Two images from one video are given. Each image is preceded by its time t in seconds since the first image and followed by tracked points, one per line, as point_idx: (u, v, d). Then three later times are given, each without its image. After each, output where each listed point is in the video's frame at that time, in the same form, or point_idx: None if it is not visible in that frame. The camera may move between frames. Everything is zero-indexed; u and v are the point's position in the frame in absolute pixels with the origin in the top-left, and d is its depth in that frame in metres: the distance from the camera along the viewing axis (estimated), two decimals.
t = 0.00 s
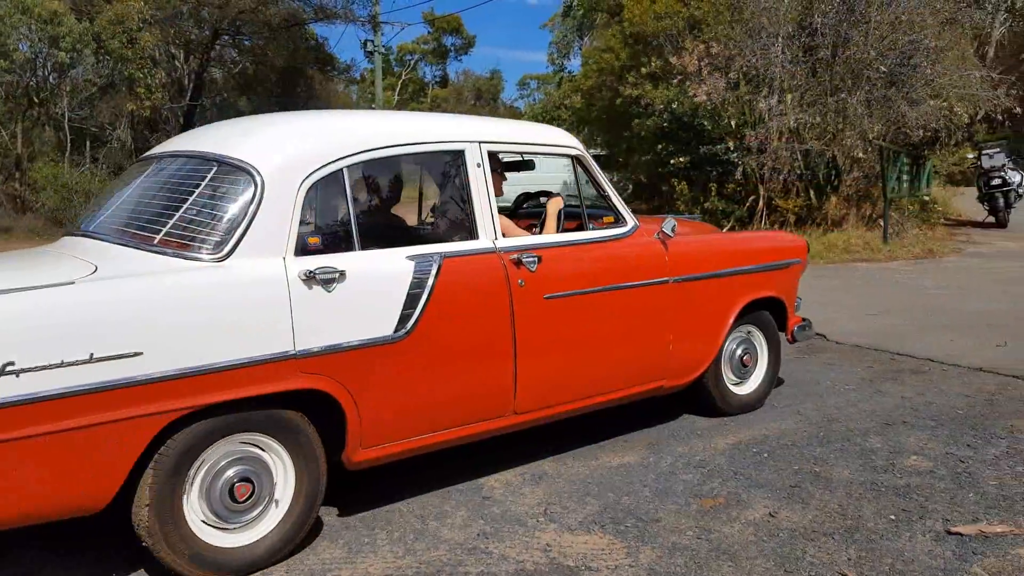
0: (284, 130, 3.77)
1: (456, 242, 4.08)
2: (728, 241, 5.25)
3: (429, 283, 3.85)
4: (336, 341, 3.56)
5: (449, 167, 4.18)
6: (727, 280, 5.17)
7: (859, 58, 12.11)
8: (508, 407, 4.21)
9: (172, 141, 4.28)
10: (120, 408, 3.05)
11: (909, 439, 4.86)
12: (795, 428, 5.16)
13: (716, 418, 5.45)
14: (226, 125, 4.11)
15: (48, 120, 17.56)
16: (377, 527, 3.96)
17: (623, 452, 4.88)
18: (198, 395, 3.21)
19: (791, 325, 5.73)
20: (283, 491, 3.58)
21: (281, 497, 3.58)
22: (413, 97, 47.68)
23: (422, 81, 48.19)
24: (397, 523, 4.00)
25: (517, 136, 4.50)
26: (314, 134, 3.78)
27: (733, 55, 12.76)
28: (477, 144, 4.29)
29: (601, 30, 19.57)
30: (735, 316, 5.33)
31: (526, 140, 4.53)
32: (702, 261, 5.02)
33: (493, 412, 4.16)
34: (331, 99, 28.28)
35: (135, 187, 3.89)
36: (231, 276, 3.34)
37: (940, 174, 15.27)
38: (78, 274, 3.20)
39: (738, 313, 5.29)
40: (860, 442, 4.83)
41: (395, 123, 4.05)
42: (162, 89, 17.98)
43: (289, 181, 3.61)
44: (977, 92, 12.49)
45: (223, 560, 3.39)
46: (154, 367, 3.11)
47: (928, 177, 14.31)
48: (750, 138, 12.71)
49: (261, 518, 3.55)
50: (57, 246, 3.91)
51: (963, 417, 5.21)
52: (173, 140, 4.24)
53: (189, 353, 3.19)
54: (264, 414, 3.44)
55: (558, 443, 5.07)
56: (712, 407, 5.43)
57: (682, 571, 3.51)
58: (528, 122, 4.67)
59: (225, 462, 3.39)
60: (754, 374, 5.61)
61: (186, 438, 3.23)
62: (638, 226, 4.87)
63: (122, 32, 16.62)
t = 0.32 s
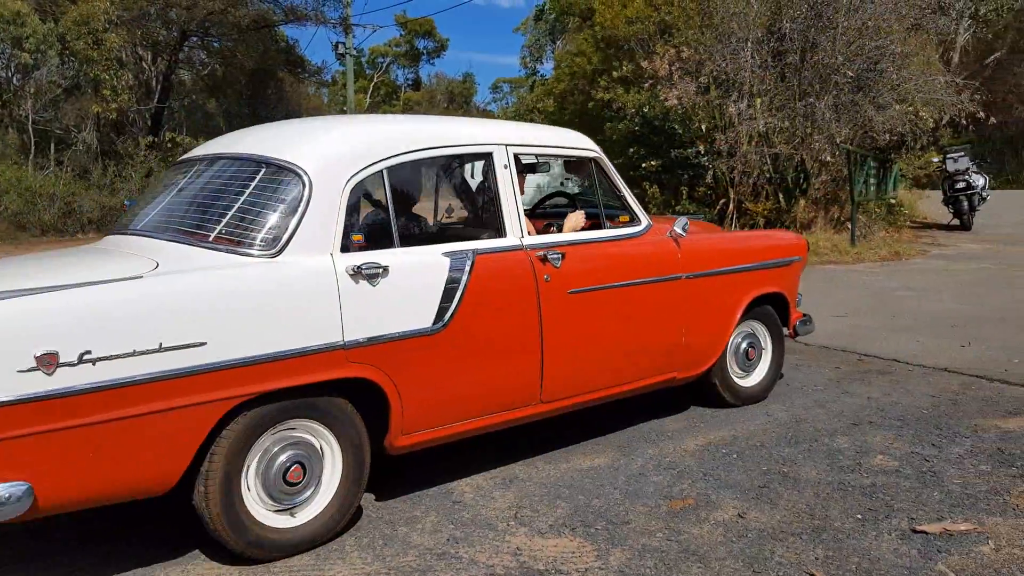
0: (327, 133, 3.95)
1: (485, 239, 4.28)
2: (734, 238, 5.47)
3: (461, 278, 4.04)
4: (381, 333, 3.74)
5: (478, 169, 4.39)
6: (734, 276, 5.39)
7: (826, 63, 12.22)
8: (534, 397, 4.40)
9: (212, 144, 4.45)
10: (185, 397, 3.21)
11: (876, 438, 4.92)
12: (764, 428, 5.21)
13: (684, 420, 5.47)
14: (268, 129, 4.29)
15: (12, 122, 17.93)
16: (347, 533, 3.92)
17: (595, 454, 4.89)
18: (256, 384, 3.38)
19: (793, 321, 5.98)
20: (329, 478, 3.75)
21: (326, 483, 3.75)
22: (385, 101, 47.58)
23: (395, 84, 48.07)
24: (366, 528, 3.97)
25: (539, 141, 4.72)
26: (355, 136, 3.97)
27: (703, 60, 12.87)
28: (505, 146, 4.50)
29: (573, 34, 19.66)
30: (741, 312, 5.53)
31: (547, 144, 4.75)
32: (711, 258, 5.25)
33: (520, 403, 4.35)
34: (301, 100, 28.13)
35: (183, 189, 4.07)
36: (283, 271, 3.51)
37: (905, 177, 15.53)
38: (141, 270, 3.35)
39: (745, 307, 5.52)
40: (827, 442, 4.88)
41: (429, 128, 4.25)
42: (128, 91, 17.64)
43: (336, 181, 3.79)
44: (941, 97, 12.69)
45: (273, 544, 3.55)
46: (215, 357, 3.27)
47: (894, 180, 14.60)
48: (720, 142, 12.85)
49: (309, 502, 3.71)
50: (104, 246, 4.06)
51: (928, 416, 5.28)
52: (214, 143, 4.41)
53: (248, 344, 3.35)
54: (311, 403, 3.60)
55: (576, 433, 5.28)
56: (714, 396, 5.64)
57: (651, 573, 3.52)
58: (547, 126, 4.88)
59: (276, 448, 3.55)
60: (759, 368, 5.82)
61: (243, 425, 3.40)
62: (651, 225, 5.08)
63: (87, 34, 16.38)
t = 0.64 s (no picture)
0: (368, 138, 4.20)
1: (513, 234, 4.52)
2: (745, 236, 5.66)
3: (494, 273, 4.25)
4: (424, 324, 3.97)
5: (506, 170, 4.61)
6: (745, 271, 5.59)
7: (794, 65, 12.32)
8: (558, 387, 4.61)
9: (252, 144, 4.68)
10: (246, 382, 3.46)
11: (843, 437, 4.96)
12: (733, 427, 5.23)
13: (654, 419, 5.47)
14: (311, 131, 4.53)
15: None
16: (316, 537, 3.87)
17: (565, 455, 4.88)
18: (311, 371, 3.63)
19: (797, 315, 6.20)
20: (377, 460, 3.98)
21: (373, 466, 3.98)
22: (355, 102, 47.34)
23: (365, 86, 47.84)
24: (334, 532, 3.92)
25: (562, 142, 4.96)
26: (394, 139, 4.22)
27: (672, 62, 13.06)
28: (530, 149, 4.72)
29: (543, 35, 19.71)
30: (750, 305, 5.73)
31: (571, 145, 4.99)
32: (724, 254, 5.45)
33: (546, 393, 4.57)
34: (269, 101, 27.92)
35: (228, 189, 4.30)
36: (332, 266, 3.74)
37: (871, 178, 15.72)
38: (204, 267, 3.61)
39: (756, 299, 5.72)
40: (796, 441, 4.91)
41: (460, 130, 4.50)
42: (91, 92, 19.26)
43: (378, 181, 4.03)
44: (906, 98, 12.84)
45: (324, 522, 3.78)
46: (275, 345, 3.52)
47: (861, 181, 14.86)
48: (689, 143, 12.98)
49: (357, 484, 3.94)
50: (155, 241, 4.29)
51: (895, 414, 5.34)
52: (254, 144, 4.63)
53: (304, 333, 3.60)
54: (359, 388, 3.84)
55: (595, 420, 5.50)
56: (722, 386, 5.82)
57: (621, 573, 3.51)
58: (569, 128, 5.11)
59: (327, 432, 3.78)
60: (764, 360, 6.00)
61: (298, 409, 3.65)
62: (665, 224, 5.28)
63: (50, 34, 18.05)
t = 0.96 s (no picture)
0: (430, 140, 4.50)
1: (559, 228, 4.79)
2: (769, 232, 5.91)
3: (546, 265, 4.54)
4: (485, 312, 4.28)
5: (553, 169, 4.88)
6: (771, 264, 5.85)
7: (772, 65, 12.39)
8: (601, 375, 4.89)
9: (315, 146, 5.00)
10: (330, 365, 3.76)
11: (822, 435, 4.98)
12: (713, 426, 5.25)
13: (635, 419, 5.48)
14: (374, 134, 4.84)
15: None
16: (294, 540, 3.83)
17: (546, 455, 4.86)
18: (388, 355, 3.92)
19: (817, 307, 6.44)
20: (444, 438, 4.27)
21: (439, 443, 4.27)
22: (335, 102, 47.13)
23: (345, 86, 47.61)
24: (313, 536, 3.87)
25: (603, 143, 5.25)
26: (452, 142, 4.51)
27: (651, 62, 13.13)
28: (574, 150, 5.01)
29: (523, 36, 19.70)
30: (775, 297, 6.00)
31: (613, 146, 5.28)
32: (752, 248, 5.72)
33: (591, 380, 4.85)
34: (248, 101, 27.74)
35: (297, 190, 4.62)
36: (405, 260, 4.04)
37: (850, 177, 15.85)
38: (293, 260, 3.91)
39: (781, 291, 5.99)
40: (776, 440, 4.93)
41: (512, 134, 4.79)
42: (68, 93, 19.40)
43: (441, 181, 4.33)
44: (884, 98, 12.92)
45: (398, 495, 4.08)
46: (358, 330, 3.82)
47: (839, 181, 15.01)
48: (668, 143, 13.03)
49: (426, 460, 4.23)
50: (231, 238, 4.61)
51: (874, 412, 5.37)
52: (317, 145, 4.96)
53: (382, 320, 3.90)
54: (424, 372, 4.13)
55: (631, 405, 5.81)
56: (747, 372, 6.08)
57: (603, 573, 3.50)
58: (607, 131, 5.38)
59: (398, 412, 4.08)
60: (789, 351, 6.26)
61: (375, 391, 3.95)
62: (696, 220, 5.55)
63: (26, 34, 18.09)
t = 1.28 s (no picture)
0: (492, 144, 4.84)
1: (611, 222, 5.08)
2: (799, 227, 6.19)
3: (599, 257, 4.84)
4: (548, 299, 4.60)
5: (603, 169, 5.17)
6: (800, 257, 6.14)
7: (754, 66, 12.46)
8: (647, 361, 5.19)
9: (383, 148, 5.36)
10: (414, 348, 4.09)
11: (804, 433, 5.00)
12: (696, 424, 5.26)
13: (619, 417, 5.49)
14: (440, 136, 5.20)
15: None
16: (276, 544, 3.80)
17: (529, 455, 4.84)
18: (465, 340, 4.26)
19: (842, 298, 6.72)
20: (513, 415, 4.61)
21: (508, 421, 4.61)
22: (317, 103, 46.95)
23: (327, 87, 47.47)
24: (296, 538, 3.84)
25: (647, 144, 5.55)
26: (515, 145, 4.86)
27: (634, 63, 13.18)
28: (620, 150, 5.30)
29: (505, 36, 19.68)
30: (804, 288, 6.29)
31: (656, 147, 5.59)
32: (783, 242, 6.00)
33: (639, 365, 5.15)
34: (230, 103, 27.59)
35: (370, 192, 4.98)
36: (478, 252, 4.38)
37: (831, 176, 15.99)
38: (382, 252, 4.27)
39: (808, 283, 6.29)
40: (758, 437, 4.95)
41: (566, 137, 5.13)
42: (47, 95, 19.22)
43: (507, 181, 4.67)
44: (865, 98, 13.00)
45: (470, 468, 4.41)
46: (440, 316, 4.16)
47: (820, 180, 15.20)
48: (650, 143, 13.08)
49: (497, 437, 4.58)
50: (310, 234, 4.95)
51: (856, 409, 5.40)
52: (384, 147, 5.33)
53: (461, 307, 4.24)
54: (494, 356, 4.46)
55: (671, 386, 6.18)
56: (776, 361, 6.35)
57: (586, 572, 3.50)
58: (648, 133, 5.67)
59: (471, 392, 4.42)
60: (815, 340, 6.54)
61: (453, 371, 4.29)
62: (731, 216, 5.84)
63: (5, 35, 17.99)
